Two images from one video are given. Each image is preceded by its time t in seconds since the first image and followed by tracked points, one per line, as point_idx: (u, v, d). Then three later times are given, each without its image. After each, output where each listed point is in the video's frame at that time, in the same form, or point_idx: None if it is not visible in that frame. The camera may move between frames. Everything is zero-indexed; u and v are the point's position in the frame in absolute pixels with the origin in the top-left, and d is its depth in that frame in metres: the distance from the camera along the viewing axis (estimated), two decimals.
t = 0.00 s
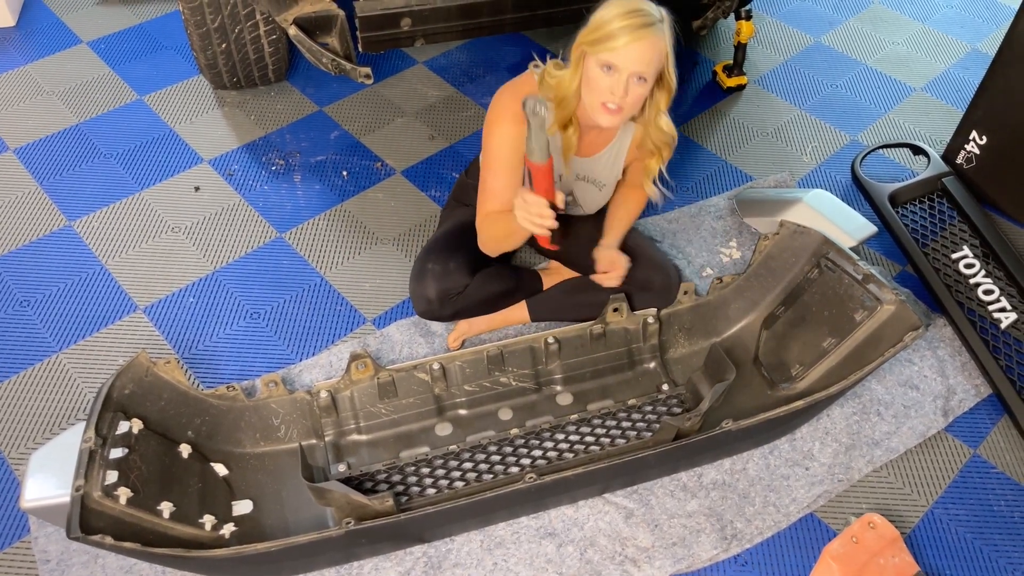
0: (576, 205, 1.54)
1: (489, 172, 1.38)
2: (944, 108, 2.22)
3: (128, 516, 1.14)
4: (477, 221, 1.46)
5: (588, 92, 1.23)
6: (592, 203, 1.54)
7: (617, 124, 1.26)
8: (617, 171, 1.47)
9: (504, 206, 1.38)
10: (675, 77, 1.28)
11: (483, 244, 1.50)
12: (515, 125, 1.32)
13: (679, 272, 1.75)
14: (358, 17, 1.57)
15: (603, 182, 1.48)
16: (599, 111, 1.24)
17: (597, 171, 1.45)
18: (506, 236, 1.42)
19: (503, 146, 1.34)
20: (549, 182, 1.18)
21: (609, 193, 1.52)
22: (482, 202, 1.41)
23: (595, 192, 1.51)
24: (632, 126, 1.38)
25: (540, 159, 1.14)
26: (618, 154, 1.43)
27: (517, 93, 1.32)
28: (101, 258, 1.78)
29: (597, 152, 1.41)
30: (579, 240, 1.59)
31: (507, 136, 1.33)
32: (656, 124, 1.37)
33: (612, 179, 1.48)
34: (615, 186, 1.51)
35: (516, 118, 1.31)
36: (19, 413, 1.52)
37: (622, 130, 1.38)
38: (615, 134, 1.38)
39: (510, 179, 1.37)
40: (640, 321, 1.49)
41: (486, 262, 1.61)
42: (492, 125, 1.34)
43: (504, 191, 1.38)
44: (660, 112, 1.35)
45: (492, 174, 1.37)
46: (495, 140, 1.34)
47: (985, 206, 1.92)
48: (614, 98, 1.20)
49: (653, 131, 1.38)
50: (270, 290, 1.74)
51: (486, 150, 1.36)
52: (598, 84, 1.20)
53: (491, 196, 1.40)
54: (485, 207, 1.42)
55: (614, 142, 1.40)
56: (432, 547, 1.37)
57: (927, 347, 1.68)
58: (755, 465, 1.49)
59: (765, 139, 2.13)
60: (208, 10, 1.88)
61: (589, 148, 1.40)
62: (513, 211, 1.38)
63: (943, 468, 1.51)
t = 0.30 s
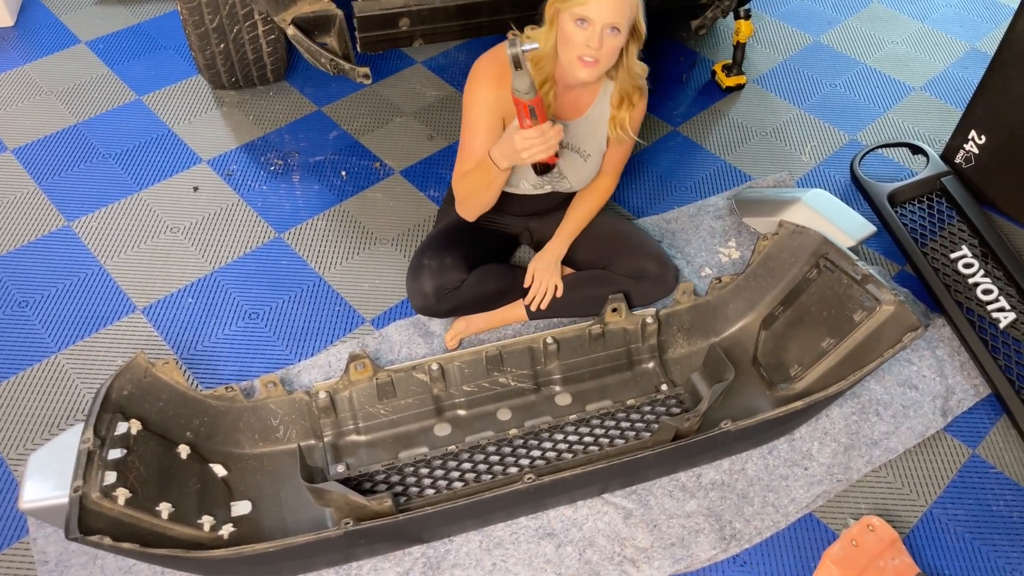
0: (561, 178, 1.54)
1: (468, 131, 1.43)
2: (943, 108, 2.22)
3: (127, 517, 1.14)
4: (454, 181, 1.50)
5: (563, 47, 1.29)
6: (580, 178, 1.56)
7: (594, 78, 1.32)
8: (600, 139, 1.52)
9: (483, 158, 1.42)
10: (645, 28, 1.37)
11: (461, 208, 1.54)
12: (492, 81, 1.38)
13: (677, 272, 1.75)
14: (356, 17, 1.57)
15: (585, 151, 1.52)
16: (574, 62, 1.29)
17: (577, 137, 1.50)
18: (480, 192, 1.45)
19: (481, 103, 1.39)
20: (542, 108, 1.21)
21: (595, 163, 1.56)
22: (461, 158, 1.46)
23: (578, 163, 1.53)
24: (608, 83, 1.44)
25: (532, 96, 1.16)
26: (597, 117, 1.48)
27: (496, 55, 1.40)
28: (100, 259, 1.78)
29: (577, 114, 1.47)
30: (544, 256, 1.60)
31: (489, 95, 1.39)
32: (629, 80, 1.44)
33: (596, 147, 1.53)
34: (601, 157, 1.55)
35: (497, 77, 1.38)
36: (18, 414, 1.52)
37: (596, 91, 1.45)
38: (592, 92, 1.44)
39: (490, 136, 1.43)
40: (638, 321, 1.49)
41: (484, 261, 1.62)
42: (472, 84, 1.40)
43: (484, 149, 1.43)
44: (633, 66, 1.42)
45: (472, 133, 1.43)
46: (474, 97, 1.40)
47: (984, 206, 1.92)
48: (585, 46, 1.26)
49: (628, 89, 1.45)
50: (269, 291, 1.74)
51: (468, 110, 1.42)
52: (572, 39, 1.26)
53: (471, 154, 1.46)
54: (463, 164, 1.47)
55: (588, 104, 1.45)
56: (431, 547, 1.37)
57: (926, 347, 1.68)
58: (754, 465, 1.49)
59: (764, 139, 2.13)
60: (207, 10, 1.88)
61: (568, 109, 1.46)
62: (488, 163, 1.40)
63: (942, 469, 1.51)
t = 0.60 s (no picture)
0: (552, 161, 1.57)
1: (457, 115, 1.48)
2: (940, 109, 2.22)
3: (124, 521, 1.14)
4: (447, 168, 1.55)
5: (549, 27, 1.33)
6: (569, 161, 1.58)
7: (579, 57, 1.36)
8: (589, 122, 1.54)
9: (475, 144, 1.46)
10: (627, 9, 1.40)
11: (456, 190, 1.58)
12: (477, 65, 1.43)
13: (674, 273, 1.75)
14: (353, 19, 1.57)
15: (576, 134, 1.54)
16: (559, 41, 1.33)
17: (566, 120, 1.52)
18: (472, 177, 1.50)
19: (467, 86, 1.44)
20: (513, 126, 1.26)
21: (585, 147, 1.57)
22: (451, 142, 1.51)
23: (568, 145, 1.56)
24: (593, 64, 1.47)
25: (503, 112, 1.20)
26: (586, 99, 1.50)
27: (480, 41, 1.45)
28: (97, 261, 1.78)
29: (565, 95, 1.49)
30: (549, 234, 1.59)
31: (474, 79, 1.43)
32: (615, 61, 1.46)
33: (585, 129, 1.55)
34: (592, 141, 1.57)
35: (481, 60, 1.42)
36: (15, 416, 1.52)
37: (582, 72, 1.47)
38: (578, 74, 1.47)
39: (480, 121, 1.47)
40: (635, 322, 1.49)
41: (481, 261, 1.62)
42: (459, 69, 1.45)
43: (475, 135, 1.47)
44: (617, 46, 1.45)
45: (462, 118, 1.47)
46: (460, 81, 1.44)
47: (981, 206, 1.92)
48: (569, 24, 1.30)
49: (614, 70, 1.47)
50: (267, 293, 1.74)
51: (455, 97, 1.46)
52: (557, 18, 1.30)
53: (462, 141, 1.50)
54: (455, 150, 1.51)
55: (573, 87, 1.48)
56: (429, 549, 1.38)
57: (923, 348, 1.69)
58: (751, 467, 1.49)
59: (761, 140, 2.13)
60: (204, 12, 1.88)
61: (555, 92, 1.48)
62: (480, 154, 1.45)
63: (939, 470, 1.51)
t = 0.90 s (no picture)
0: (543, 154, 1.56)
1: (455, 111, 1.49)
2: (937, 110, 2.22)
3: (121, 523, 1.15)
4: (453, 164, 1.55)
5: (543, 20, 1.33)
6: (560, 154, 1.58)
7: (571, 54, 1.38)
8: (577, 114, 1.54)
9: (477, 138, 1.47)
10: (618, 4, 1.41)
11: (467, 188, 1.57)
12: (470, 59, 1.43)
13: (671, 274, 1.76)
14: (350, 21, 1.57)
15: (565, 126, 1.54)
16: (552, 35, 1.34)
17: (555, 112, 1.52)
18: (481, 170, 1.50)
19: (460, 80, 1.45)
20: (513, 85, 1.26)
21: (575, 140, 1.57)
22: (454, 138, 1.51)
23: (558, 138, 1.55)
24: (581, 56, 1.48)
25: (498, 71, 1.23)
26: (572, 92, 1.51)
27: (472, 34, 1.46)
28: (95, 263, 1.78)
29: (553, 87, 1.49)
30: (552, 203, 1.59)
31: (467, 73, 1.44)
32: (604, 54, 1.47)
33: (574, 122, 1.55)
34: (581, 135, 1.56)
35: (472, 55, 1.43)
36: (13, 418, 1.52)
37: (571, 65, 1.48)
38: (567, 66, 1.47)
39: (479, 115, 1.48)
40: (633, 324, 1.49)
41: (478, 263, 1.62)
42: (452, 62, 1.46)
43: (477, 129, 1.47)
44: (604, 40, 1.46)
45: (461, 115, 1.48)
46: (455, 75, 1.45)
47: (978, 207, 1.92)
48: (563, 20, 1.30)
49: (602, 64, 1.48)
50: (264, 294, 1.74)
51: (450, 94, 1.48)
52: (553, 13, 1.30)
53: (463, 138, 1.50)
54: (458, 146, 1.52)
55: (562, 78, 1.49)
56: (426, 550, 1.38)
57: (920, 349, 1.69)
58: (748, 468, 1.50)
59: (758, 141, 2.13)
60: (201, 14, 1.88)
61: (545, 84, 1.49)
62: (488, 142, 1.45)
63: (936, 471, 1.51)
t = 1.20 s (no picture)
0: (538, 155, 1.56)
1: (454, 113, 1.49)
2: (934, 110, 2.23)
3: (120, 524, 1.15)
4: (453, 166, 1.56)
5: (546, 26, 1.33)
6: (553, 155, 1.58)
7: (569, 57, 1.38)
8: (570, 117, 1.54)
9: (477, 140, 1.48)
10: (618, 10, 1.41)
11: (472, 188, 1.57)
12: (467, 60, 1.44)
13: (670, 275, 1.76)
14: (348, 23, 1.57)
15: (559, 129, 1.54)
16: (556, 40, 1.34)
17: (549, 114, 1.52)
18: (479, 171, 1.51)
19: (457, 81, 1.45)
20: (491, 76, 1.25)
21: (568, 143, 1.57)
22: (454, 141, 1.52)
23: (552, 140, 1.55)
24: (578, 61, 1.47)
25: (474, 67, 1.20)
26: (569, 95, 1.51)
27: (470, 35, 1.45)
28: (94, 264, 1.78)
29: (549, 89, 1.49)
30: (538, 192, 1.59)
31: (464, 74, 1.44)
32: (601, 57, 1.47)
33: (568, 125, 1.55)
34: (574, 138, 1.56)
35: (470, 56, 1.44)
36: (13, 420, 1.53)
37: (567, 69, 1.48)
38: (564, 69, 1.47)
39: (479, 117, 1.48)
40: (631, 325, 1.49)
41: (477, 263, 1.62)
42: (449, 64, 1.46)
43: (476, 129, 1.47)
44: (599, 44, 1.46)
45: (461, 117, 1.48)
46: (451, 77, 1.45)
47: (975, 208, 1.93)
48: (571, 28, 1.30)
49: (600, 67, 1.48)
50: (263, 295, 1.75)
51: (449, 95, 1.48)
52: (558, 20, 1.30)
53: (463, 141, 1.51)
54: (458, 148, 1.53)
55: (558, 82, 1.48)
56: (426, 551, 1.38)
57: (918, 349, 1.69)
58: (746, 468, 1.50)
59: (757, 142, 2.14)
60: (200, 16, 1.88)
61: (540, 87, 1.48)
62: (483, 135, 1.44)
63: (934, 471, 1.52)
